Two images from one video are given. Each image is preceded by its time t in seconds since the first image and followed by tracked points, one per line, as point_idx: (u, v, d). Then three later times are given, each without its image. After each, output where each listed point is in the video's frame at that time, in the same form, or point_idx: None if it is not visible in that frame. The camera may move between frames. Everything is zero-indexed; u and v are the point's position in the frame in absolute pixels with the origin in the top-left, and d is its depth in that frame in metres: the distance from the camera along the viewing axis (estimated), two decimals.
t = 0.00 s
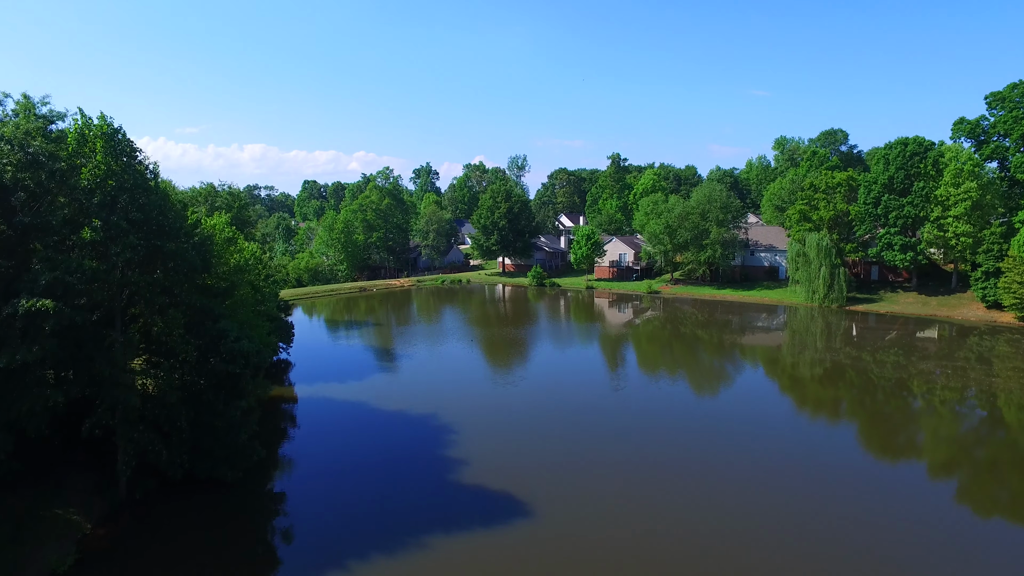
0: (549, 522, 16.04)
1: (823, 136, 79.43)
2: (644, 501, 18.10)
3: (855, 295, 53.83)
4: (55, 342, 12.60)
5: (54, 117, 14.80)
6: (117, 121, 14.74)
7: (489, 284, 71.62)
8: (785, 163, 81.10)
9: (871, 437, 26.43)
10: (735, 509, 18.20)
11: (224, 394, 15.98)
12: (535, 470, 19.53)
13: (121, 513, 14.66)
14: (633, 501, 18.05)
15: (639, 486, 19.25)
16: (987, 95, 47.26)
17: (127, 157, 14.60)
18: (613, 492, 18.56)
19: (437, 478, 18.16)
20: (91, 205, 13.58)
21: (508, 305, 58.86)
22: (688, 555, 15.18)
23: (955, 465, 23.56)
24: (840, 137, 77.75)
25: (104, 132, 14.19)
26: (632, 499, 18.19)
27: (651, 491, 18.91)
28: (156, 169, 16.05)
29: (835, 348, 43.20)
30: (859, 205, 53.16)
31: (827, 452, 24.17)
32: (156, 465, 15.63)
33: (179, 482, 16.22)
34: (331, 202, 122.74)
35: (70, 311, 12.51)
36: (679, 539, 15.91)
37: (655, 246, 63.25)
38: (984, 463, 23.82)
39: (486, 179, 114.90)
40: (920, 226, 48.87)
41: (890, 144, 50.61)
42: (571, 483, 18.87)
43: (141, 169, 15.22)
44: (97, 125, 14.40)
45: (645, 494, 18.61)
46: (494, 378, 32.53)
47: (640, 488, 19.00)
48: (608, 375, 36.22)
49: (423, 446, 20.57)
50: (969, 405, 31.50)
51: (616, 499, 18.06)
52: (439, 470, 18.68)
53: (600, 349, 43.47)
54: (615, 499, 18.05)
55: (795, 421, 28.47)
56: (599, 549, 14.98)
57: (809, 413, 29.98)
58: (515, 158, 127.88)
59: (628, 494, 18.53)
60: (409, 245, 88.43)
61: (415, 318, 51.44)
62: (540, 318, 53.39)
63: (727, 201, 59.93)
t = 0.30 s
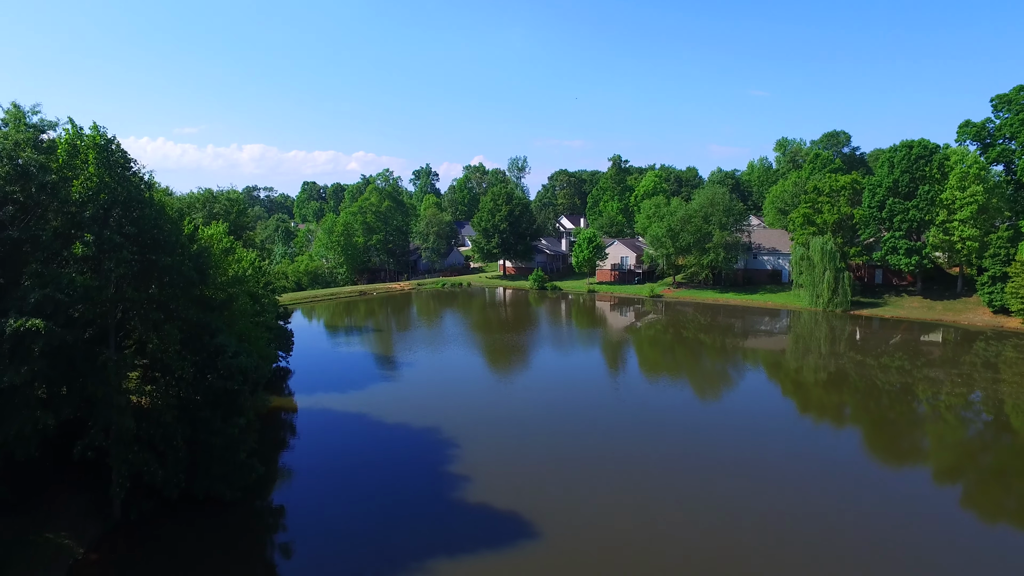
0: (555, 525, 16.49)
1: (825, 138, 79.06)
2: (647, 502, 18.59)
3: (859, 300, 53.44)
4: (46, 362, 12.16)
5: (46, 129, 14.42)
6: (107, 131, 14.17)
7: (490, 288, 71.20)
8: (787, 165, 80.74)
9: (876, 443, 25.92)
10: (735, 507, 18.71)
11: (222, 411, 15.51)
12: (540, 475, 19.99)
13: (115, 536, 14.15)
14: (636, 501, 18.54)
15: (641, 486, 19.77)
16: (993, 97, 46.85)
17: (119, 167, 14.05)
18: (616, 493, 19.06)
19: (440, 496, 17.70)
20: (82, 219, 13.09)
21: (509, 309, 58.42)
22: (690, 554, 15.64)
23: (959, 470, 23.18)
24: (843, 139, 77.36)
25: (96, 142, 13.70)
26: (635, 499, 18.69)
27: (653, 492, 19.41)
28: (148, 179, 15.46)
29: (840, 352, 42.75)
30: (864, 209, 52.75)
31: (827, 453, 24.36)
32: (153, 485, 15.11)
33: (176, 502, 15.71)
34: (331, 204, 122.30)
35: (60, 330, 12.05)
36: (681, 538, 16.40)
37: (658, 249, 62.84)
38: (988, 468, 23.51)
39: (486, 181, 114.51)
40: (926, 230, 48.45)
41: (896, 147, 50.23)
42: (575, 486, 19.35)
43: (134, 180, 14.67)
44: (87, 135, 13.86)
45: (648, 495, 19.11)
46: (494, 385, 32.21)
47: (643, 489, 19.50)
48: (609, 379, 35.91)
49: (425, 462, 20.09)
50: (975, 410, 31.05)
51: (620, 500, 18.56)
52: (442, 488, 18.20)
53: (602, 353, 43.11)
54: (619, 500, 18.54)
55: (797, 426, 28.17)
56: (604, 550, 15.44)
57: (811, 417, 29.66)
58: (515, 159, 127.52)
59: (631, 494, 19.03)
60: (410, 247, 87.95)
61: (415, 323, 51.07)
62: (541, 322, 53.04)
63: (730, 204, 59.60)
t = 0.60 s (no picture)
0: (556, 533, 16.69)
1: (828, 140, 78.63)
2: (645, 504, 18.85)
3: (863, 304, 53.02)
4: (37, 384, 11.73)
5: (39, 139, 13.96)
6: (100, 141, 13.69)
7: (491, 291, 70.72)
8: (790, 167, 80.29)
9: (881, 449, 25.45)
10: (732, 507, 18.97)
11: (220, 430, 15.03)
12: (540, 480, 20.21)
13: (109, 560, 13.67)
14: (636, 505, 18.77)
15: (640, 488, 20.04)
16: (998, 100, 46.44)
17: (113, 179, 13.57)
18: (615, 496, 19.32)
19: (443, 515, 17.22)
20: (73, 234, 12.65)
21: (510, 312, 57.99)
22: (688, 557, 15.90)
23: (964, 476, 22.85)
24: (845, 141, 76.92)
25: (89, 154, 13.16)
26: (633, 502, 18.95)
27: (652, 494, 19.66)
28: (144, 190, 14.96)
29: (843, 357, 42.36)
30: (868, 213, 52.34)
31: (828, 455, 24.39)
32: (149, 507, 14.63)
33: (173, 523, 15.23)
34: (330, 206, 121.73)
35: (51, 351, 11.64)
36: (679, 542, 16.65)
37: (660, 252, 62.38)
38: (993, 473, 23.20)
39: (486, 183, 114.02)
40: (930, 234, 48.03)
41: (900, 150, 49.84)
42: (575, 490, 19.60)
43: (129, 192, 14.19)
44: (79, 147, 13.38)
45: (646, 497, 19.37)
46: (495, 391, 31.84)
47: (641, 492, 19.77)
48: (610, 384, 35.50)
49: (427, 477, 19.62)
50: (980, 416, 30.63)
51: (618, 504, 18.82)
52: (444, 507, 17.71)
53: (603, 358, 42.70)
54: (617, 503, 18.81)
55: (801, 431, 27.77)
56: (602, 556, 15.67)
57: (815, 423, 29.31)
58: (516, 161, 127.00)
59: (629, 497, 19.26)
60: (410, 249, 87.43)
61: (415, 327, 50.62)
62: (542, 326, 52.62)
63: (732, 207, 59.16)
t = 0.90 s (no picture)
0: (557, 541, 16.63)
1: (830, 142, 78.29)
2: (646, 505, 18.95)
3: (867, 309, 52.67)
4: (28, 408, 11.32)
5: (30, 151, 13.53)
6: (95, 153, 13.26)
7: (492, 294, 70.34)
8: (792, 169, 79.85)
9: (884, 453, 25.25)
10: (734, 509, 18.91)
11: (219, 449, 14.61)
12: (542, 485, 20.31)
13: None
14: (636, 505, 18.97)
15: (640, 489, 20.17)
16: (1004, 103, 46.06)
17: (108, 193, 13.15)
18: (617, 501, 19.27)
19: (447, 534, 16.81)
20: (66, 251, 12.25)
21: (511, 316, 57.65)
22: (684, 555, 16.18)
23: (969, 480, 22.61)
24: (847, 143, 76.51)
25: (84, 167, 12.74)
26: (636, 507, 18.88)
27: (650, 493, 19.96)
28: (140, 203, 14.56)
29: (847, 361, 42.02)
30: (872, 217, 52.01)
31: (828, 457, 24.40)
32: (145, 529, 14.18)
33: (170, 544, 14.77)
34: (330, 207, 121.25)
35: (42, 375, 11.24)
36: (681, 547, 16.58)
37: (662, 255, 61.98)
38: (999, 477, 22.95)
39: (487, 184, 113.56)
40: (936, 238, 47.64)
41: (905, 153, 49.48)
42: (574, 491, 19.88)
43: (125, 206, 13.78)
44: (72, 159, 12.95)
45: (644, 496, 19.68)
46: (496, 398, 31.52)
47: (639, 491, 20.08)
48: (611, 388, 35.19)
49: (430, 493, 19.24)
50: (985, 421, 30.29)
51: (619, 505, 18.94)
52: (449, 525, 17.27)
53: (604, 362, 42.38)
54: (616, 503, 19.10)
55: (804, 435, 27.50)
56: (603, 564, 15.58)
57: (818, 427, 29.01)
58: (516, 162, 126.54)
59: (630, 499, 19.38)
60: (410, 252, 87.01)
61: (416, 331, 50.28)
62: (543, 330, 52.32)
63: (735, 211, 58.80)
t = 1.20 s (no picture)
0: (556, 549, 16.65)
1: (832, 144, 78.00)
2: (644, 507, 19.14)
3: (870, 313, 52.32)
4: (19, 433, 11.01)
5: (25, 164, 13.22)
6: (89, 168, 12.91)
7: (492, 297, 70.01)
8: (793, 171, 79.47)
9: (887, 457, 25.03)
10: (735, 511, 18.92)
11: (217, 470, 14.24)
12: (542, 489, 20.45)
13: None
14: (633, 506, 19.15)
15: (638, 490, 20.38)
16: (1009, 106, 45.76)
17: (104, 208, 12.78)
18: (617, 504, 19.32)
19: (449, 554, 16.40)
20: (59, 269, 11.90)
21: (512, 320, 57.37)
22: (682, 555, 16.33)
23: (973, 485, 22.30)
24: (849, 145, 76.16)
25: (78, 182, 12.36)
26: (636, 511, 18.91)
27: (648, 493, 20.14)
28: (136, 216, 14.20)
29: (850, 366, 41.70)
30: (876, 221, 51.79)
31: (829, 460, 24.32)
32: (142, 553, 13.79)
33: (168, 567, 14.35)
34: (330, 209, 120.91)
35: (33, 400, 10.93)
36: (681, 551, 16.58)
37: (664, 259, 61.64)
38: (1004, 482, 22.61)
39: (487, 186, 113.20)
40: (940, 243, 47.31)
41: (909, 157, 49.20)
42: (573, 495, 20.02)
43: (120, 220, 13.43)
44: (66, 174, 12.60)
45: (642, 497, 19.84)
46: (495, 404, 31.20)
47: (636, 491, 20.27)
48: (612, 393, 34.86)
49: (432, 508, 18.85)
50: (991, 427, 29.88)
51: (617, 507, 19.13)
52: (452, 544, 16.88)
53: (605, 367, 42.07)
54: (614, 505, 19.27)
55: (806, 439, 27.21)
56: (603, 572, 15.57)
57: (820, 432, 28.69)
58: (516, 163, 126.14)
59: (628, 500, 19.56)
60: (410, 254, 86.68)
61: (416, 335, 49.98)
62: (544, 334, 52.03)
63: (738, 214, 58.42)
